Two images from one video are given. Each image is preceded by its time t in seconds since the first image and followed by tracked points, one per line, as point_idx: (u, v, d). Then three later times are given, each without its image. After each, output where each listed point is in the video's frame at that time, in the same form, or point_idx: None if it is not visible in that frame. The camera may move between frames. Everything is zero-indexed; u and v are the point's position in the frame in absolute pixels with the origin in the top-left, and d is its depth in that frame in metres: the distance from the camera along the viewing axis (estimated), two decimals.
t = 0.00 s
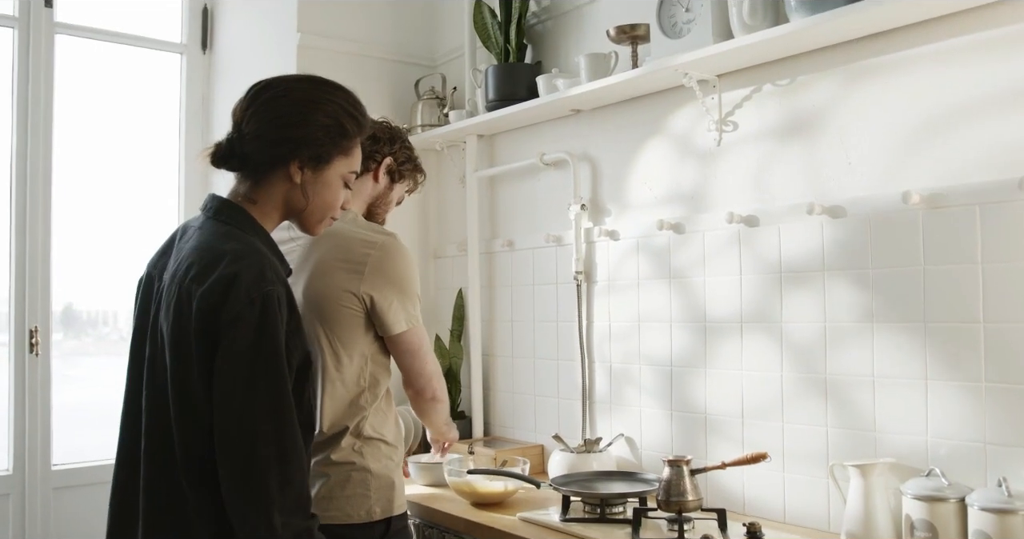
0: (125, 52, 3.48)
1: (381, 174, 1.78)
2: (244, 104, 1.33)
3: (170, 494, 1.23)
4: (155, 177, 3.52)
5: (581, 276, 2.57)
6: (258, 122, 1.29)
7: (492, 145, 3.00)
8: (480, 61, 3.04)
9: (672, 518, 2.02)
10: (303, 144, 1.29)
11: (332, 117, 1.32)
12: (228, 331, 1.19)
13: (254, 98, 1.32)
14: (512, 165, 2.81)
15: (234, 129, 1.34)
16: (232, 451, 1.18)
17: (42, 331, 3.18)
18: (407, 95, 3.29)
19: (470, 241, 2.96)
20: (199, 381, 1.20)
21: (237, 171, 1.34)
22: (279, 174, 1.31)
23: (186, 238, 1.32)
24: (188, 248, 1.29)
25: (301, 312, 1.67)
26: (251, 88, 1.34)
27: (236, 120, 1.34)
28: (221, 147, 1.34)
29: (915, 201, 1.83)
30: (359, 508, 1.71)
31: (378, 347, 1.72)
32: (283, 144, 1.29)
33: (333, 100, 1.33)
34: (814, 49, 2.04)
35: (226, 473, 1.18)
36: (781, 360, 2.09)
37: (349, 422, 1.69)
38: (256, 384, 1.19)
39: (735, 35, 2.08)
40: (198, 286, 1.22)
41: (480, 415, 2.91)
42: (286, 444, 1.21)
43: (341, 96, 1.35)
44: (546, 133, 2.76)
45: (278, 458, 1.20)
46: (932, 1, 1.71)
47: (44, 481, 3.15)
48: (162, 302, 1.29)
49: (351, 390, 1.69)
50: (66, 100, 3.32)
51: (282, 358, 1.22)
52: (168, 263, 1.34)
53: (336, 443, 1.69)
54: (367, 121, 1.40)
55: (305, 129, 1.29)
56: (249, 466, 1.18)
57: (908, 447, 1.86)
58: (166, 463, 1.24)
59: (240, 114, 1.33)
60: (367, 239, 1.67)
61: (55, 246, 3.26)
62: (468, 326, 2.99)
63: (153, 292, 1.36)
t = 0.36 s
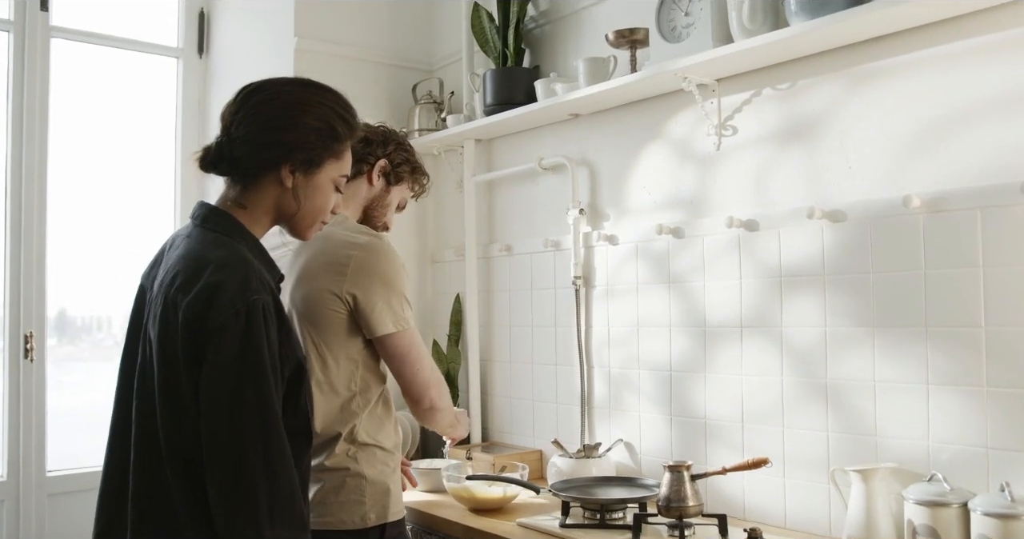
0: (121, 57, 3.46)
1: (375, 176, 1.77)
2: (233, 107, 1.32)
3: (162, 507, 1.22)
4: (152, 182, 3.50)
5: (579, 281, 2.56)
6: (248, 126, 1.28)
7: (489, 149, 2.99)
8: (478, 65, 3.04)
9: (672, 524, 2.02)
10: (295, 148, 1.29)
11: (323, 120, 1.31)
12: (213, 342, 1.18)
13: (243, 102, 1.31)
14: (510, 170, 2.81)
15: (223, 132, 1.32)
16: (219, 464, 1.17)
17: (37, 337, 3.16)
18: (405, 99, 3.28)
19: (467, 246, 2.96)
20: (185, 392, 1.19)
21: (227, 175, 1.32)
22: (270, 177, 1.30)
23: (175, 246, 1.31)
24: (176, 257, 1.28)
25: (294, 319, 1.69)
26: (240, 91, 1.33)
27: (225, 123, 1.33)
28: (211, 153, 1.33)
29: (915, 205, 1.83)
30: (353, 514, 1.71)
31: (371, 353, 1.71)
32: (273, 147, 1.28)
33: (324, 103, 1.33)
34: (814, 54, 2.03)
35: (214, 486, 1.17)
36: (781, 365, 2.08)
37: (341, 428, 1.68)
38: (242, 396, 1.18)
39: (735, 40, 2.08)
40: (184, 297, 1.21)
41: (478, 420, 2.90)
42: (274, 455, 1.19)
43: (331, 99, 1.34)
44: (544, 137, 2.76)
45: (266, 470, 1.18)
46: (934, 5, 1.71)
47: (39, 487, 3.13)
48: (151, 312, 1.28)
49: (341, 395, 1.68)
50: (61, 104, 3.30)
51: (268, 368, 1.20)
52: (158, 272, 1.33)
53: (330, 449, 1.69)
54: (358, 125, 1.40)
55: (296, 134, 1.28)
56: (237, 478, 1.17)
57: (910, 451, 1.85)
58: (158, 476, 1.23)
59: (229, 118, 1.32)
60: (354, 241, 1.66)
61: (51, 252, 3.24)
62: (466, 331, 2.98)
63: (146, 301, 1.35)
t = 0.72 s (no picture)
0: (121, 57, 3.45)
1: (379, 178, 1.76)
2: (223, 107, 1.30)
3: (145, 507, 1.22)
4: (151, 183, 3.49)
5: (581, 285, 2.55)
6: (238, 128, 1.27)
7: (490, 152, 2.98)
8: (479, 67, 3.03)
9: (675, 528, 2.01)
10: (287, 149, 1.28)
11: (315, 121, 1.30)
12: (196, 341, 1.18)
13: (234, 102, 1.29)
14: (512, 172, 2.80)
15: (214, 132, 1.31)
16: (198, 464, 1.17)
17: (35, 338, 3.15)
18: (405, 101, 3.27)
19: (468, 249, 2.95)
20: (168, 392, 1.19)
21: (218, 175, 1.31)
22: (262, 179, 1.29)
23: (166, 247, 1.31)
24: (166, 257, 1.28)
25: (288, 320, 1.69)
26: (231, 90, 1.31)
27: (216, 123, 1.31)
28: (201, 152, 1.31)
29: (919, 210, 1.82)
30: (352, 518, 1.70)
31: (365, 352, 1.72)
32: (265, 149, 1.27)
33: (315, 103, 1.31)
34: (818, 57, 2.03)
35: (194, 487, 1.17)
36: (784, 370, 2.07)
37: (339, 431, 1.69)
38: (222, 395, 1.18)
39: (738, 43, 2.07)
40: (168, 297, 1.21)
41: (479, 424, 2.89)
42: (254, 456, 1.18)
43: (324, 99, 1.33)
44: (546, 140, 2.75)
45: (245, 471, 1.18)
46: (939, 9, 1.70)
47: (36, 489, 3.12)
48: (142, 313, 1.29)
49: (334, 397, 1.69)
50: (61, 105, 3.29)
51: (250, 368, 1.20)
52: (150, 272, 1.34)
53: (329, 452, 1.69)
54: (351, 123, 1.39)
55: (288, 136, 1.27)
56: (216, 478, 1.16)
57: (914, 457, 1.84)
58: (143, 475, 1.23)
59: (220, 118, 1.30)
60: (344, 239, 1.64)
61: (50, 253, 3.23)
62: (466, 334, 2.97)
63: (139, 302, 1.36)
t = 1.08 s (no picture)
0: (128, 58, 3.45)
1: (390, 180, 1.75)
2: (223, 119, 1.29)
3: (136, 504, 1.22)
4: (157, 183, 3.49)
5: (588, 287, 2.54)
6: (239, 143, 1.26)
7: (498, 154, 2.98)
8: (487, 70, 3.03)
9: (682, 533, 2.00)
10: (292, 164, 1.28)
11: (317, 131, 1.29)
12: (193, 339, 1.18)
13: (234, 115, 1.27)
14: (519, 175, 2.80)
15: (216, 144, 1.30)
16: (187, 461, 1.17)
17: (41, 338, 3.15)
18: (412, 103, 3.27)
19: (475, 251, 2.94)
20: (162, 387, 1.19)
21: (224, 189, 1.31)
22: (269, 193, 1.30)
23: (170, 244, 1.32)
24: (169, 253, 1.28)
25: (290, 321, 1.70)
26: (229, 101, 1.29)
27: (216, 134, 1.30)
28: (205, 166, 1.30)
29: (930, 213, 1.81)
30: (357, 522, 1.69)
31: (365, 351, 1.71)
32: (271, 167, 1.27)
33: (316, 112, 1.30)
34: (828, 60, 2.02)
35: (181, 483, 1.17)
36: (793, 374, 2.06)
37: (343, 435, 1.69)
38: (216, 394, 1.17)
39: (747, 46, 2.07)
40: (168, 293, 1.21)
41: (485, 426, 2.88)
42: (241, 456, 1.18)
43: (325, 105, 1.32)
44: (553, 142, 2.74)
45: (232, 471, 1.17)
46: (950, 12, 1.70)
47: (41, 489, 3.11)
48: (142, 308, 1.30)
49: (334, 401, 1.69)
50: (68, 106, 3.30)
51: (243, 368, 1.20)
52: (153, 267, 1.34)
53: (334, 456, 1.69)
54: (352, 123, 1.37)
55: (292, 149, 1.27)
56: (203, 476, 1.16)
57: (924, 462, 1.83)
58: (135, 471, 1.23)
59: (221, 129, 1.29)
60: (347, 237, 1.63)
61: (55, 253, 3.23)
62: (473, 336, 2.96)
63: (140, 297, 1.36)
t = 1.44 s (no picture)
0: (138, 57, 3.46)
1: (403, 178, 1.75)
2: (241, 134, 1.31)
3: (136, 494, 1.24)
4: (166, 182, 3.50)
5: (598, 286, 2.54)
6: (258, 161, 1.29)
7: (507, 153, 2.98)
8: (496, 69, 3.03)
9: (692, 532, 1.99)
10: (311, 182, 1.31)
11: (334, 146, 1.31)
12: (196, 333, 1.20)
13: (251, 131, 1.29)
14: (529, 173, 2.80)
15: (236, 157, 1.33)
16: (185, 452, 1.18)
17: (52, 336, 3.16)
18: (421, 101, 3.27)
19: (485, 250, 2.94)
20: (164, 378, 1.21)
21: (245, 201, 1.34)
22: (289, 206, 1.34)
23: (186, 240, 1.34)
24: (184, 249, 1.31)
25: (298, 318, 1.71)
26: (245, 115, 1.31)
27: (235, 146, 1.32)
28: (226, 179, 1.34)
29: (943, 212, 1.81)
30: (364, 522, 1.70)
31: (373, 349, 1.70)
32: (291, 184, 1.30)
33: (333, 127, 1.32)
34: (840, 58, 2.01)
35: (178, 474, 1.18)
36: (804, 374, 2.06)
37: (350, 433, 1.69)
38: (215, 388, 1.18)
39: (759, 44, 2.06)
40: (177, 288, 1.23)
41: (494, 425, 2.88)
42: (237, 452, 1.19)
43: (342, 118, 1.33)
44: (563, 141, 2.74)
45: (228, 465, 1.18)
46: (963, 11, 1.69)
47: (52, 487, 3.13)
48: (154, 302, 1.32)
49: (341, 399, 1.70)
50: (78, 104, 3.31)
51: (244, 364, 1.21)
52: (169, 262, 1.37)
53: (341, 455, 1.69)
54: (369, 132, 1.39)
55: (310, 168, 1.30)
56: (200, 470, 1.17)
57: (937, 462, 1.83)
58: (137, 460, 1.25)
59: (239, 142, 1.31)
60: (356, 236, 1.64)
61: (65, 252, 3.24)
62: (482, 335, 2.96)
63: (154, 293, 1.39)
